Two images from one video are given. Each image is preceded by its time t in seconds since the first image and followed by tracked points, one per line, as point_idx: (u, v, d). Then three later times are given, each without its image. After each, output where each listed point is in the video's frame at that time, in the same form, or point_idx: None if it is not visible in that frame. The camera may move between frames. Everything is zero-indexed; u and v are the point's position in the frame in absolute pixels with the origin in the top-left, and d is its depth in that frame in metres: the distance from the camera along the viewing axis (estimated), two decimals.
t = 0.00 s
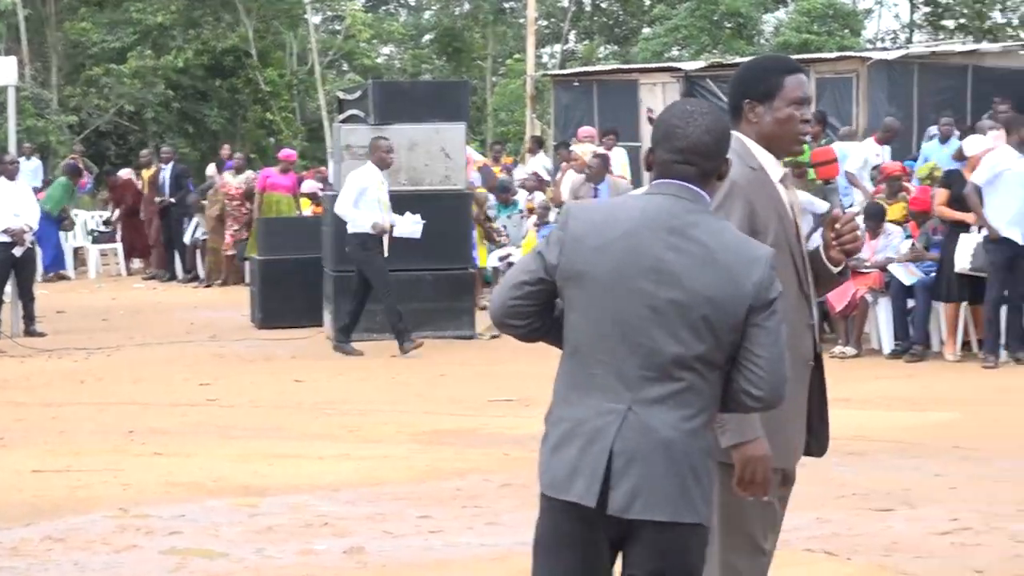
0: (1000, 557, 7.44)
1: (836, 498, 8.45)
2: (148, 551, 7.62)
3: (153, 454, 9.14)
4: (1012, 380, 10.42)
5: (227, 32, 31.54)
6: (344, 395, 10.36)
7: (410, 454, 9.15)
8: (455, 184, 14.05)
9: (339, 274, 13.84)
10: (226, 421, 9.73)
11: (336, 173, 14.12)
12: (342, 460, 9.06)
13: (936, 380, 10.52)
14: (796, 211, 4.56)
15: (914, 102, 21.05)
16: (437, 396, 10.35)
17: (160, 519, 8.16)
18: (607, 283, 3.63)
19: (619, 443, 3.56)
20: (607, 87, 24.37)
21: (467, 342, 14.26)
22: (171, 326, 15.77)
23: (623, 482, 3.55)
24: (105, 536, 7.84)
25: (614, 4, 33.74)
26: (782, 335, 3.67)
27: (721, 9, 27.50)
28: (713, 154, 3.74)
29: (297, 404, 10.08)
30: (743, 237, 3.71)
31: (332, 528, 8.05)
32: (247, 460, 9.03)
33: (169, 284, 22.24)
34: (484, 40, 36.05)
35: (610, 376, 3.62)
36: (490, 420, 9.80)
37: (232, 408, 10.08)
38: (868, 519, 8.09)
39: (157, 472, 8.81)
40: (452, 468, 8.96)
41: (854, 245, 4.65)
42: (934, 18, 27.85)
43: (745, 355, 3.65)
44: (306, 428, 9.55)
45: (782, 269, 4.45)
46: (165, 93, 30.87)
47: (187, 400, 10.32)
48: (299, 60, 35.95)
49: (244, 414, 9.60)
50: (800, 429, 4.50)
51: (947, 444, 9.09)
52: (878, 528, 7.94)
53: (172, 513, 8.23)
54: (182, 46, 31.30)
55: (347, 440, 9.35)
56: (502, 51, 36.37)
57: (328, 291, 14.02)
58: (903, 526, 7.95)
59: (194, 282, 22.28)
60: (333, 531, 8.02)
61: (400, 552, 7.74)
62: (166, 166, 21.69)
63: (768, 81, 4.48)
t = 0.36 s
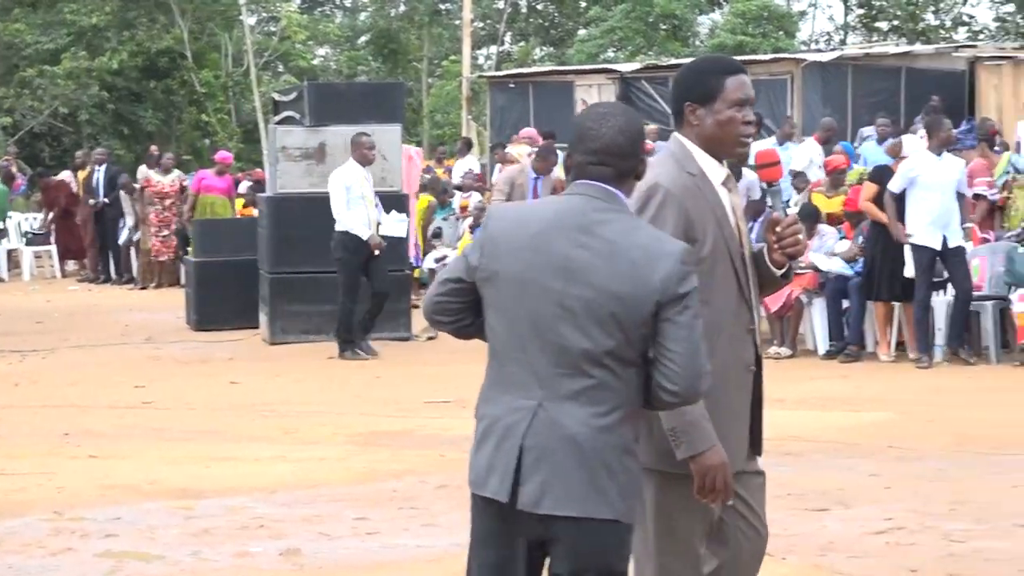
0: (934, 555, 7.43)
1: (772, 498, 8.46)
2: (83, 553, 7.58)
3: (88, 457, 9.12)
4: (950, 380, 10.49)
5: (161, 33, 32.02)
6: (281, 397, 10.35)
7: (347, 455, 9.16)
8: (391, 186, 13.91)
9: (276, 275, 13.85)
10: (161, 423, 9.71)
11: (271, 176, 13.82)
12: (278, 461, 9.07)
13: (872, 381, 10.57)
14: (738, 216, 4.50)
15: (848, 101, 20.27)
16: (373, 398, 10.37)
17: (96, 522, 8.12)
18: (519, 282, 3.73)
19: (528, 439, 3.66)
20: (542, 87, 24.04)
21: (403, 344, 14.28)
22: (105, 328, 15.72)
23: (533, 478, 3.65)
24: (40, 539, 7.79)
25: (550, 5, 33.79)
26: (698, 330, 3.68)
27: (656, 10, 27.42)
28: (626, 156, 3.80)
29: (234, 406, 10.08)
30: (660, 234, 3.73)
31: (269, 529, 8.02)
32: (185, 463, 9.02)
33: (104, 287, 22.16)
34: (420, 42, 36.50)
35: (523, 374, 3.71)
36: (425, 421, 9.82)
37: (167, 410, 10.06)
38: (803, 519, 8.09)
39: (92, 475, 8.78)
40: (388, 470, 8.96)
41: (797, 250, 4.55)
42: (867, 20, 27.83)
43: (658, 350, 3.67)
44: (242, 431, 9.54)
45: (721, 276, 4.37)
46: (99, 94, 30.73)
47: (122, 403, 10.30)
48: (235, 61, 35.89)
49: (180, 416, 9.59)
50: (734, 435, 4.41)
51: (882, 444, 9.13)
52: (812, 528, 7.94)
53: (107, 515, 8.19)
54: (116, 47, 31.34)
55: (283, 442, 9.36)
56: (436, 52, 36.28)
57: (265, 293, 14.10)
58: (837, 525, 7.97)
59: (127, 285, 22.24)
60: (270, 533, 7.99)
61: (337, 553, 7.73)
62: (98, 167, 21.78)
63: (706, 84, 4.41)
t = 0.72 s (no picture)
0: (861, 555, 7.33)
1: (701, 498, 8.42)
2: (8, 557, 7.52)
3: (15, 460, 9.06)
4: (879, 379, 10.55)
5: (85, 32, 31.66)
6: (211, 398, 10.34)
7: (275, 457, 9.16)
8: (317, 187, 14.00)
9: (203, 277, 13.86)
10: (88, 426, 9.68)
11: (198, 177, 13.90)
12: (207, 463, 9.07)
13: (799, 380, 10.61)
14: (679, 220, 4.38)
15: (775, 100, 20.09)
16: (302, 398, 10.37)
17: (22, 525, 8.06)
18: (376, 290, 3.86)
19: (386, 436, 3.79)
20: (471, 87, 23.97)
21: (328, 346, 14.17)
22: (31, 331, 15.61)
23: (393, 474, 3.78)
24: None
25: (477, 6, 33.68)
26: (542, 315, 3.69)
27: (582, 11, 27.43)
28: (476, 158, 3.83)
29: (162, 407, 10.06)
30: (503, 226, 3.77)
31: (196, 532, 7.96)
32: (113, 465, 8.99)
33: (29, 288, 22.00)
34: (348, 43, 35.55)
35: (383, 375, 3.84)
36: (352, 420, 9.84)
37: (94, 412, 10.03)
38: (729, 518, 8.04)
39: (19, 477, 8.74)
40: (316, 471, 8.95)
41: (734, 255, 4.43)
42: (794, 21, 27.77)
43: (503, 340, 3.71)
44: (170, 433, 9.52)
45: (654, 275, 4.26)
46: (26, 95, 29.05)
47: (49, 405, 10.25)
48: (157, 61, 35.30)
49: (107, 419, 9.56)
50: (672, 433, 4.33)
51: (808, 444, 9.17)
52: (739, 527, 7.88)
53: (33, 518, 8.13)
54: (41, 47, 30.00)
55: (211, 444, 9.35)
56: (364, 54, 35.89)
57: (193, 295, 14.11)
58: (766, 524, 7.88)
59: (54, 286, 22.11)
60: (198, 535, 7.93)
61: (265, 554, 7.68)
62: (26, 168, 21.78)
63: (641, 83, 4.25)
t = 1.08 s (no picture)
0: (791, 555, 7.11)
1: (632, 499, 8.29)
2: None
3: None
4: (812, 378, 10.57)
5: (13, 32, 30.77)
6: (150, 400, 10.29)
7: (204, 459, 9.08)
8: (247, 187, 13.91)
9: (132, 278, 13.83)
10: (12, 430, 9.57)
11: (127, 177, 13.82)
12: (136, 465, 8.99)
13: (731, 380, 10.60)
14: (619, 217, 4.42)
15: (706, 102, 20.36)
16: (228, 399, 10.32)
17: None
18: (261, 284, 3.90)
19: (251, 426, 3.83)
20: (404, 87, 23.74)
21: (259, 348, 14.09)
22: None
23: (253, 464, 3.81)
24: None
25: (408, 5, 33.37)
26: (376, 304, 3.61)
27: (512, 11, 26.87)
28: (336, 153, 3.82)
29: (89, 411, 9.99)
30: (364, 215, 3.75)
31: (125, 534, 7.79)
32: (40, 469, 8.89)
33: None
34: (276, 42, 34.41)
35: (257, 367, 3.89)
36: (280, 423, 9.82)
37: (20, 416, 9.92)
38: (660, 517, 7.91)
39: None
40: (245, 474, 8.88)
41: (671, 246, 4.44)
42: (723, 21, 27.93)
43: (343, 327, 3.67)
44: (98, 436, 9.44)
45: (588, 269, 4.27)
46: None
47: None
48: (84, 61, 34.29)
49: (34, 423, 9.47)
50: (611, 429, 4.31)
51: (740, 443, 9.12)
52: (671, 527, 7.69)
53: None
54: None
55: (138, 447, 9.28)
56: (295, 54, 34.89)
57: (122, 297, 14.07)
58: (696, 525, 7.70)
59: None
60: (126, 538, 7.76)
61: (193, 557, 7.50)
62: None
63: (573, 83, 4.27)
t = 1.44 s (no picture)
0: (782, 562, 6.92)
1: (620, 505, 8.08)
2: None
3: None
4: (804, 382, 10.39)
5: None
6: (128, 404, 10.09)
7: (181, 464, 8.88)
8: (226, 187, 13.70)
9: (107, 279, 13.69)
10: None
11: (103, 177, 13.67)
12: (112, 471, 8.77)
13: (719, 384, 10.43)
14: (605, 219, 4.28)
15: (694, 97, 20.23)
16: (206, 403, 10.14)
17: None
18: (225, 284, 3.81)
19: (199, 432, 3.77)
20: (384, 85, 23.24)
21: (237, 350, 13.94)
22: None
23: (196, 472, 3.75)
24: None
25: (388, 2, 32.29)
26: (278, 319, 3.43)
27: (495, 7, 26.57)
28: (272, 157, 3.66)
29: (63, 416, 9.79)
30: (285, 217, 3.56)
31: (102, 542, 7.54)
32: (13, 475, 8.66)
33: None
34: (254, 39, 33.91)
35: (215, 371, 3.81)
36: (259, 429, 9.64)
37: None
38: (649, 523, 7.69)
39: None
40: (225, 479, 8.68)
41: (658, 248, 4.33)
42: (710, 18, 27.36)
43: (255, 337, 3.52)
44: (73, 441, 9.24)
45: (568, 266, 4.16)
46: None
47: None
48: (60, 59, 33.46)
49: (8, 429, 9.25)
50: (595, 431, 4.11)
51: (729, 449, 8.92)
52: (660, 533, 7.50)
53: None
54: None
55: (115, 452, 9.07)
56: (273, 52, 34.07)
57: (97, 298, 13.96)
58: (686, 532, 7.49)
59: None
60: (103, 545, 7.51)
61: (171, 565, 7.23)
62: None
63: (562, 81, 4.16)
